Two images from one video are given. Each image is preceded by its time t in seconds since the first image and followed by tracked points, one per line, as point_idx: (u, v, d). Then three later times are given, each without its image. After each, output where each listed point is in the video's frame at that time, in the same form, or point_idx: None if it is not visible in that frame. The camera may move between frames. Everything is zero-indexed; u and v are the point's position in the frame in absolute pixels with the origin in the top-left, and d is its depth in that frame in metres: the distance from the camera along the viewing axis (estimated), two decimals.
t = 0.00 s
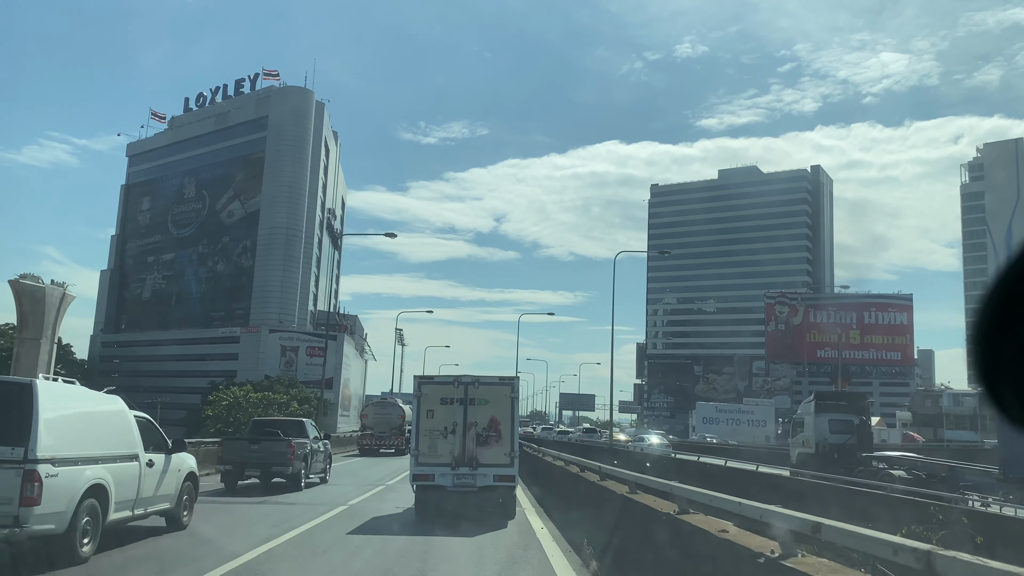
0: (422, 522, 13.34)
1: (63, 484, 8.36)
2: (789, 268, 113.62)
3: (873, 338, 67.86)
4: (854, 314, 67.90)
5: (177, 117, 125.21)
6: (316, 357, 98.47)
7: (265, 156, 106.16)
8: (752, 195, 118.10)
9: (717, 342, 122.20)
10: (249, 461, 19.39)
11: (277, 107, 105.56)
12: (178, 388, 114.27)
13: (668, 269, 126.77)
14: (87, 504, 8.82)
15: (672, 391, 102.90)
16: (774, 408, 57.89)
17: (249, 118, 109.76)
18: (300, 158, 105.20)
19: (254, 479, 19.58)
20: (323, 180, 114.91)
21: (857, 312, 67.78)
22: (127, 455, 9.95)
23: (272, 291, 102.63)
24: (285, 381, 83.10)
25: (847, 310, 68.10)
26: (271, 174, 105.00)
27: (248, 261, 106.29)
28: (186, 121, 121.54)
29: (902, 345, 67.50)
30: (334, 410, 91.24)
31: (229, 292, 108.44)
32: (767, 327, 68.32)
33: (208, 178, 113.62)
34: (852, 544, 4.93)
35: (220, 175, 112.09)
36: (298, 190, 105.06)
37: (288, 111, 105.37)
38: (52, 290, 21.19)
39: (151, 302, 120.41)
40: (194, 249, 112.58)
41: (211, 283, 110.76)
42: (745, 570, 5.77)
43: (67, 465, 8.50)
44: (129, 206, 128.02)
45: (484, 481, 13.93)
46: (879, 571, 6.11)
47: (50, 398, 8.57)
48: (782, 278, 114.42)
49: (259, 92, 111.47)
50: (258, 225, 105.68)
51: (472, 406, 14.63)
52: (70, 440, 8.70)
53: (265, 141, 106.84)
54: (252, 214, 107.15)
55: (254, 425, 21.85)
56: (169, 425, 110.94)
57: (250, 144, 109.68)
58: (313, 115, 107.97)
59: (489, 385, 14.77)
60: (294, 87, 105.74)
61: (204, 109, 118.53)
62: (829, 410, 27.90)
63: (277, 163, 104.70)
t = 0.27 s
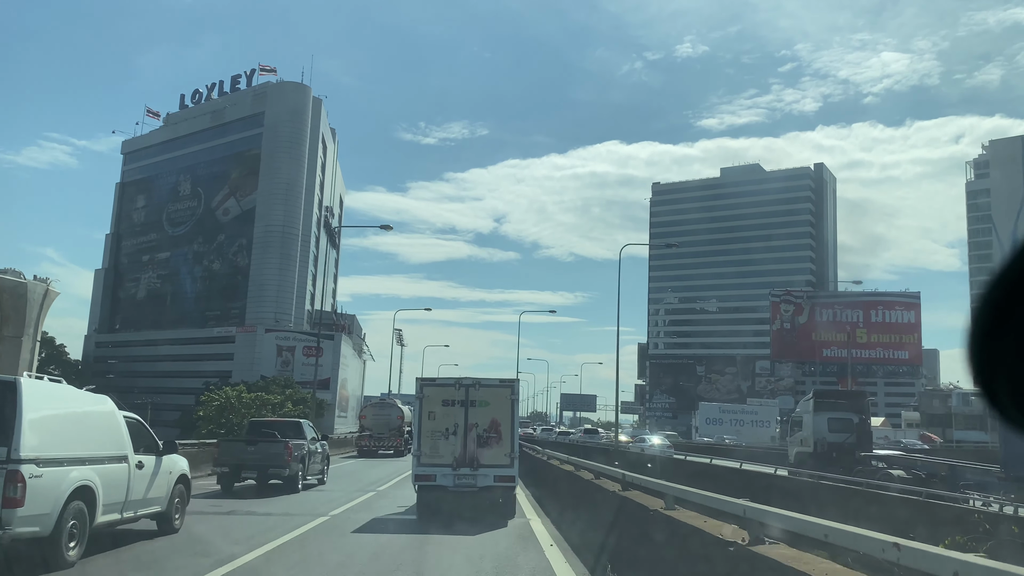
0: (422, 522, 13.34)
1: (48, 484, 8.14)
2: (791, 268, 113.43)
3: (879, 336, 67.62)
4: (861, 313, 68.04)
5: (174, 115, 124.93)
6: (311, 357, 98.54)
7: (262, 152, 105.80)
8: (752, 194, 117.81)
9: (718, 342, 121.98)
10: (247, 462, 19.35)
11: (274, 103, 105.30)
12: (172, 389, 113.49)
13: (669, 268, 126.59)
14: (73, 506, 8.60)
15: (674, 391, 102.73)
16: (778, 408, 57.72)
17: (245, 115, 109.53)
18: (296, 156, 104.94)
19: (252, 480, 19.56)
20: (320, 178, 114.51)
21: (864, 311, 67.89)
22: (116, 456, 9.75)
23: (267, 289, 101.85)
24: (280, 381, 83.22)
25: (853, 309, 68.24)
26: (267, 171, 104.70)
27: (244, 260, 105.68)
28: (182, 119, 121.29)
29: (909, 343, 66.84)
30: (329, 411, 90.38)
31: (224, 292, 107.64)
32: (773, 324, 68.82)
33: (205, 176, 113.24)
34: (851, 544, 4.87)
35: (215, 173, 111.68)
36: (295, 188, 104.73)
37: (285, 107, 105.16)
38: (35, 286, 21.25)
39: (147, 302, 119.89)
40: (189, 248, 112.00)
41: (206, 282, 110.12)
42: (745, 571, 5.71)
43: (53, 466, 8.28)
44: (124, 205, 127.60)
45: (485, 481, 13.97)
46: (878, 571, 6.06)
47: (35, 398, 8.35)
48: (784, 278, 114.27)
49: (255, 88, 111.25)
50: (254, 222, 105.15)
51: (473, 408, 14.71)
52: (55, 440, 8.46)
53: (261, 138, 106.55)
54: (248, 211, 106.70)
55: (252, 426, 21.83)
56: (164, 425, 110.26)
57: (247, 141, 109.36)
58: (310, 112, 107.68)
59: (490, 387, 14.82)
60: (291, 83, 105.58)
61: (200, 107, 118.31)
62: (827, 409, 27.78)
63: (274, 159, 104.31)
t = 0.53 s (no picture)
0: (422, 522, 13.36)
1: (36, 486, 8.05)
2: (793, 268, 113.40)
3: (884, 335, 67.39)
4: (866, 311, 67.71)
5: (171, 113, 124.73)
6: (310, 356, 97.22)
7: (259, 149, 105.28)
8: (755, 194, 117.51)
9: (720, 342, 121.99)
10: (246, 463, 19.35)
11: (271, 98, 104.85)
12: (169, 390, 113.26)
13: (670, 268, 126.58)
14: (61, 509, 8.53)
15: (676, 391, 102.79)
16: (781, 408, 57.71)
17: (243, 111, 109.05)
18: (295, 153, 104.23)
19: (250, 481, 19.56)
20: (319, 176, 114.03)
21: (869, 309, 67.64)
22: (106, 457, 9.69)
23: (265, 289, 101.02)
24: (278, 381, 83.06)
25: (857, 307, 68.00)
26: (266, 169, 103.69)
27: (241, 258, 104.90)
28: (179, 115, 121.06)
29: (916, 341, 66.68)
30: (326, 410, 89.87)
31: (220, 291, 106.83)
32: (777, 323, 68.59)
33: (202, 174, 112.79)
34: (848, 545, 4.90)
35: (212, 170, 111.12)
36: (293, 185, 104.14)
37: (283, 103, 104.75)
38: (19, 280, 18.32)
39: (145, 301, 120.06)
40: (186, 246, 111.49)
41: (204, 281, 109.76)
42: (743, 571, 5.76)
43: (41, 467, 8.20)
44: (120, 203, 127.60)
45: (486, 479, 14.00)
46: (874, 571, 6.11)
47: (23, 399, 8.27)
48: (785, 278, 114.28)
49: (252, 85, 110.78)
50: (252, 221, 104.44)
51: (474, 408, 14.75)
52: (43, 441, 8.38)
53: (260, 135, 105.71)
54: (245, 209, 106.34)
55: (252, 427, 21.86)
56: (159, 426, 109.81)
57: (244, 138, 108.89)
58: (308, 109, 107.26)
59: (491, 388, 14.89)
60: (290, 79, 105.21)
61: (198, 104, 117.95)
62: (827, 408, 27.79)
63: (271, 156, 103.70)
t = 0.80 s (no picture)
0: (423, 523, 13.34)
1: (20, 489, 7.85)
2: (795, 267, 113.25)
3: (892, 335, 67.59)
4: (873, 310, 67.70)
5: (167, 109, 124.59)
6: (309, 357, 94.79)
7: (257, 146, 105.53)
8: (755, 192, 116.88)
9: (722, 342, 121.95)
10: (244, 464, 19.33)
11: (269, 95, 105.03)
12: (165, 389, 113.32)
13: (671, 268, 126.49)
14: (46, 511, 8.31)
15: (678, 391, 102.69)
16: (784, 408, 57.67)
17: (240, 107, 109.19)
18: (293, 150, 104.67)
19: (248, 483, 19.53)
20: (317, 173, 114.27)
21: (876, 308, 67.60)
22: (94, 459, 9.51)
23: (262, 289, 101.90)
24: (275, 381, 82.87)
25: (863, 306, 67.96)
26: (263, 166, 104.57)
27: (239, 257, 105.40)
28: (176, 112, 120.93)
29: (924, 341, 67.00)
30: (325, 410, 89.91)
31: (218, 290, 107.34)
32: (784, 322, 67.83)
33: (198, 171, 112.89)
34: (851, 547, 4.90)
35: (209, 168, 111.39)
36: (291, 182, 104.58)
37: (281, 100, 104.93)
38: None
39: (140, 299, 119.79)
40: (183, 245, 111.68)
41: (200, 279, 109.83)
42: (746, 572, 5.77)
43: (25, 470, 7.99)
44: (116, 201, 127.36)
45: (489, 479, 13.98)
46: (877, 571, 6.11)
47: (9, 399, 8.08)
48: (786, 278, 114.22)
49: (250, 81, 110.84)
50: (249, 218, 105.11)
51: (476, 410, 14.77)
52: (28, 443, 8.16)
53: (257, 132, 106.30)
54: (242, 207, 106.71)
55: (251, 427, 21.86)
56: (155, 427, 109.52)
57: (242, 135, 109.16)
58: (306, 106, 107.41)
59: (493, 390, 14.91)
60: (288, 76, 105.32)
61: (195, 101, 118.01)
62: (828, 407, 27.78)
63: (270, 154, 104.09)
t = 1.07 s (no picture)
0: (422, 521, 13.35)
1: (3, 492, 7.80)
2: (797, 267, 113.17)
3: (900, 333, 67.33)
4: (880, 310, 67.58)
5: (165, 107, 124.75)
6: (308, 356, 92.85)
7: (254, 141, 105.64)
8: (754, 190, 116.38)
9: (724, 343, 121.93)
10: (241, 464, 19.32)
11: (267, 90, 105.18)
12: (161, 389, 113.13)
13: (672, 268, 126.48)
14: (27, 515, 8.26)
15: (680, 392, 102.65)
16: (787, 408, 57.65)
17: (238, 103, 109.30)
18: (291, 147, 104.82)
19: (244, 483, 19.52)
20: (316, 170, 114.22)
21: (883, 307, 67.44)
22: (79, 460, 9.46)
23: (260, 288, 101.87)
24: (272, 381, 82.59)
25: (870, 305, 67.80)
26: (262, 163, 104.57)
27: (236, 254, 105.43)
28: (173, 109, 121.05)
29: (933, 340, 66.51)
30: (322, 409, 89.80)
31: (215, 289, 107.26)
32: (789, 321, 68.24)
33: (195, 169, 112.92)
34: (850, 544, 4.94)
35: (206, 164, 111.54)
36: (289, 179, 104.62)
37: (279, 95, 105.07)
38: None
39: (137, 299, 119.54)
40: (179, 243, 111.65)
41: (197, 277, 109.68)
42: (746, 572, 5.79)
43: (8, 473, 7.95)
44: (113, 198, 127.14)
45: (489, 479, 13.99)
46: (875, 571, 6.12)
47: None
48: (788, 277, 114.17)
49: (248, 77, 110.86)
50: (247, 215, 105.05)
51: (477, 411, 14.80)
52: (11, 444, 8.12)
53: (255, 129, 106.28)
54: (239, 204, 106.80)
55: (248, 427, 21.89)
56: (151, 427, 109.23)
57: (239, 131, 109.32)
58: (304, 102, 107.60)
59: (493, 391, 14.94)
60: (286, 71, 105.45)
61: (193, 97, 118.25)
62: (828, 405, 27.81)
63: (267, 150, 104.17)
